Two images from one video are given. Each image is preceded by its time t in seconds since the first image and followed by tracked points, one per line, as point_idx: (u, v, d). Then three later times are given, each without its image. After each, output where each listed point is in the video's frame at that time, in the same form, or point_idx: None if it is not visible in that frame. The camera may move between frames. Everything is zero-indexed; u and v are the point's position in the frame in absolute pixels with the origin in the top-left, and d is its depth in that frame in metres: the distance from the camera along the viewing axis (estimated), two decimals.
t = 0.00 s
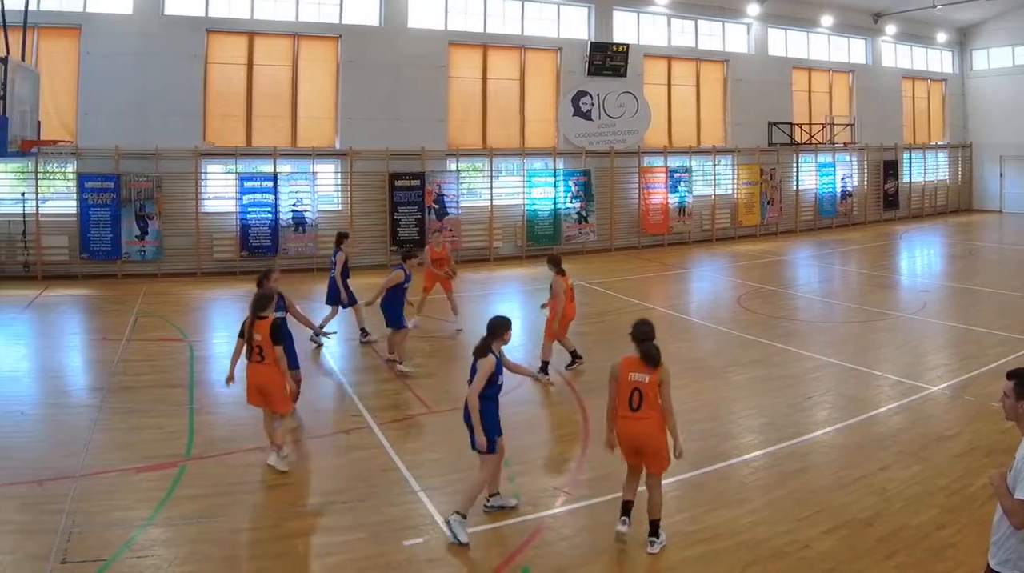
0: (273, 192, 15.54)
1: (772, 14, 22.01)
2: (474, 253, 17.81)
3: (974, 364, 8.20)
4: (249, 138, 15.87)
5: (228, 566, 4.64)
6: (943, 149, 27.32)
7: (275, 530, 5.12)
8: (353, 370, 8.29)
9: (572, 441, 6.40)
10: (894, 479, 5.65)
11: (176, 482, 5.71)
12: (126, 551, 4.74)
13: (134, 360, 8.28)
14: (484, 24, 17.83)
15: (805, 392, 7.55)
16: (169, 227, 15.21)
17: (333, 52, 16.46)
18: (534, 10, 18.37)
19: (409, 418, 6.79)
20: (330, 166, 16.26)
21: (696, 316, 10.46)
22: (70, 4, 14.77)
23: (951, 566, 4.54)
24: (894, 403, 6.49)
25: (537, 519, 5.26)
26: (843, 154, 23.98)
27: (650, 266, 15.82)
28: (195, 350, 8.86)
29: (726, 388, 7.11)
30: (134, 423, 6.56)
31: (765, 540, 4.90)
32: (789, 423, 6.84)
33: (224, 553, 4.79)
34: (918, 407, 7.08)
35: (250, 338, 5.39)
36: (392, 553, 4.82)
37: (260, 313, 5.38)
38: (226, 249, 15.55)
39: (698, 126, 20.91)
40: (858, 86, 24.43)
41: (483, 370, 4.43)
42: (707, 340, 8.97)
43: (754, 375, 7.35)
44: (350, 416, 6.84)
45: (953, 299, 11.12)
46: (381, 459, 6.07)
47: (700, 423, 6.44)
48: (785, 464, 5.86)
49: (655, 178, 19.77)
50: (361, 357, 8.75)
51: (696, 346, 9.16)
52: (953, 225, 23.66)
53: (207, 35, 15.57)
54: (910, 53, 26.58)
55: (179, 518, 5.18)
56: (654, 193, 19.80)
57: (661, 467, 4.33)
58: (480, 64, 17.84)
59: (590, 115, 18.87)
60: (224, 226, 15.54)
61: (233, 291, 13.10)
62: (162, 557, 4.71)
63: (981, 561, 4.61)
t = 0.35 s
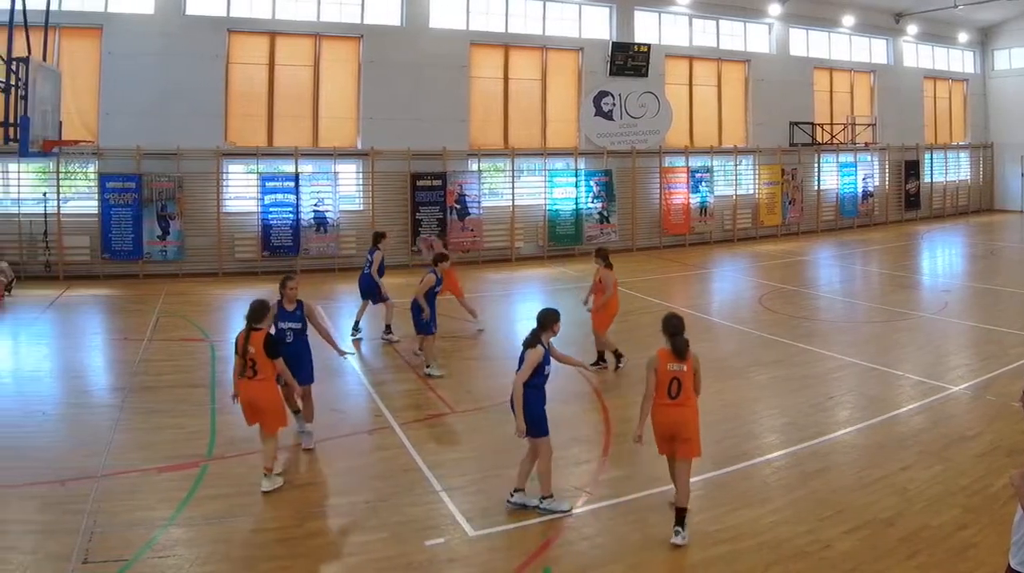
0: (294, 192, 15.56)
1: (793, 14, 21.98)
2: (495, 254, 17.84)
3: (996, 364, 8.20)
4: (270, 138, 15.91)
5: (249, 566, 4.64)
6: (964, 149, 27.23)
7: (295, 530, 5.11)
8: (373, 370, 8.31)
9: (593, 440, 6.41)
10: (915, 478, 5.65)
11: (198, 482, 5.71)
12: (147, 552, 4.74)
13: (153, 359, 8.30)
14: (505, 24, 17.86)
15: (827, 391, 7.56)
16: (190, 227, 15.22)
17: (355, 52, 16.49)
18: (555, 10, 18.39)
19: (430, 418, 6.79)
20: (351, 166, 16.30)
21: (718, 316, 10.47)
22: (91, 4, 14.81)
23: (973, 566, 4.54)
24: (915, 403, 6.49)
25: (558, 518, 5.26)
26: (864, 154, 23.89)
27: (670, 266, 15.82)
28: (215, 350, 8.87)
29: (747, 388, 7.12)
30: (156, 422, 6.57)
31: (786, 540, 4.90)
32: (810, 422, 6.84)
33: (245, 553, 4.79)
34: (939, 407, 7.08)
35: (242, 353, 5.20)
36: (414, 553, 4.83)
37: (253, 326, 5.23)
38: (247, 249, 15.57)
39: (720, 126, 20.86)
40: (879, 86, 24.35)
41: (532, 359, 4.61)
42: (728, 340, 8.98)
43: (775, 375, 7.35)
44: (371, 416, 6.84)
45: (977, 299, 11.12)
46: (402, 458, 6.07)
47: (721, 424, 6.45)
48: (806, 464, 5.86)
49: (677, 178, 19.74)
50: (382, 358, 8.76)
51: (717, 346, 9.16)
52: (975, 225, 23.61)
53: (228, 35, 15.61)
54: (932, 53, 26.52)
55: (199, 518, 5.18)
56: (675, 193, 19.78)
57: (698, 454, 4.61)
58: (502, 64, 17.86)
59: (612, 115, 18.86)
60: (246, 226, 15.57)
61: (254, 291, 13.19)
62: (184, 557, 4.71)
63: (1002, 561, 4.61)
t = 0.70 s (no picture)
0: (316, 192, 15.61)
1: (814, 14, 21.93)
2: (517, 253, 17.86)
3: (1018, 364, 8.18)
4: (292, 138, 15.93)
5: (269, 566, 4.63)
6: (985, 149, 27.03)
7: (316, 531, 5.11)
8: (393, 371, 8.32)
9: (615, 440, 6.41)
10: (936, 479, 5.64)
11: (219, 482, 5.71)
12: (167, 553, 4.72)
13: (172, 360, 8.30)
14: (527, 24, 17.87)
15: (848, 391, 7.57)
16: (212, 227, 15.27)
17: (376, 52, 16.52)
18: (577, 10, 18.40)
19: (452, 419, 6.79)
20: (373, 166, 16.34)
21: (739, 316, 10.48)
22: (113, 4, 14.85)
23: (995, 566, 4.54)
24: (936, 403, 6.49)
25: (580, 519, 5.26)
26: (885, 154, 23.77)
27: (690, 266, 15.81)
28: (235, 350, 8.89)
29: (769, 388, 7.12)
30: (178, 422, 6.58)
31: (807, 540, 4.90)
32: (831, 422, 6.85)
33: (266, 553, 4.79)
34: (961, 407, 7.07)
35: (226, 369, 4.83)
36: (436, 553, 4.83)
37: (238, 340, 4.86)
38: (268, 250, 15.62)
39: (742, 127, 20.80)
40: (900, 86, 24.19)
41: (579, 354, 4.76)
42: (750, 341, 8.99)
43: (796, 375, 7.35)
44: (392, 416, 6.84)
45: (997, 299, 11.12)
46: (422, 458, 6.07)
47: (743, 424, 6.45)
48: (827, 464, 5.86)
49: (698, 178, 19.68)
50: (401, 358, 8.76)
51: (739, 346, 9.17)
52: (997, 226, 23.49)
53: (250, 35, 15.65)
54: (952, 53, 26.35)
55: (219, 517, 5.17)
56: (696, 193, 19.74)
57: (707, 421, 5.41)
58: (523, 64, 17.85)
59: (632, 115, 18.67)
60: (268, 225, 15.60)
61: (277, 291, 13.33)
62: (205, 557, 4.71)
63: None
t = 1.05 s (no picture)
0: (337, 192, 15.65)
1: (835, 14, 21.80)
2: (539, 253, 17.83)
3: None
4: (314, 138, 15.98)
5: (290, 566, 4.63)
6: (1007, 149, 26.62)
7: (337, 531, 5.11)
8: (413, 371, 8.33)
9: (636, 440, 6.41)
10: (958, 479, 5.64)
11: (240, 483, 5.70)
12: (188, 553, 4.72)
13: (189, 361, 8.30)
14: (548, 24, 17.86)
15: (869, 392, 7.58)
16: (233, 227, 15.31)
17: (397, 52, 16.53)
18: (598, 10, 18.37)
19: (474, 418, 6.80)
20: (394, 166, 16.35)
21: (760, 316, 10.47)
22: (135, 4, 14.95)
23: (1017, 566, 4.54)
24: (958, 403, 6.48)
25: (602, 519, 5.26)
26: (907, 154, 23.41)
27: (710, 266, 15.78)
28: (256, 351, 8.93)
29: (791, 388, 7.13)
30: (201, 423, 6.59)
31: (828, 540, 4.90)
32: (852, 423, 6.85)
33: (288, 553, 4.78)
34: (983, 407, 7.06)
35: (212, 381, 4.63)
36: (458, 552, 4.84)
37: (226, 351, 4.70)
38: (289, 250, 15.68)
39: (763, 127, 20.67)
40: (922, 86, 23.88)
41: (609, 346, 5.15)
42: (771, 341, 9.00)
43: (819, 375, 7.35)
44: (414, 416, 6.83)
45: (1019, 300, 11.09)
46: (445, 458, 6.07)
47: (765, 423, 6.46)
48: (849, 464, 5.86)
49: (720, 178, 19.52)
50: (421, 359, 8.76)
51: (759, 346, 9.18)
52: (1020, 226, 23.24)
53: (271, 35, 15.69)
54: (974, 53, 26.02)
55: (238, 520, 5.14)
56: (718, 193, 19.57)
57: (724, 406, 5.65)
58: (544, 65, 17.82)
59: (654, 115, 18.78)
60: (289, 226, 15.63)
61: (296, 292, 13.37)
62: (227, 557, 4.71)
63: None
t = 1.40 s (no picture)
0: (358, 192, 15.77)
1: (858, 14, 21.64)
2: (561, 253, 17.85)
3: None
4: (335, 138, 15.99)
5: (312, 566, 4.62)
6: None
7: (359, 531, 5.12)
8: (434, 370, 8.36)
9: (658, 440, 6.42)
10: (980, 479, 5.63)
11: (262, 483, 5.69)
12: (209, 552, 4.73)
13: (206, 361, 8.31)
14: (570, 24, 17.84)
15: (890, 392, 7.59)
16: (254, 227, 15.42)
17: (418, 52, 16.53)
18: (620, 9, 18.32)
19: (496, 418, 6.80)
20: (416, 166, 16.40)
21: (782, 316, 10.48)
22: (157, 4, 15.01)
23: None
24: (979, 403, 6.48)
25: (623, 519, 5.25)
26: (928, 154, 23.27)
27: (730, 266, 15.78)
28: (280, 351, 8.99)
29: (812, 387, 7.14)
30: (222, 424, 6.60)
31: (850, 540, 4.89)
32: (873, 423, 6.86)
33: (310, 553, 4.78)
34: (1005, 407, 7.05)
35: (208, 397, 4.29)
36: (478, 552, 4.84)
37: (223, 366, 4.36)
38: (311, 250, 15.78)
39: (785, 127, 20.55)
40: (944, 86, 23.65)
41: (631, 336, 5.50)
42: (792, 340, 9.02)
43: (841, 375, 7.35)
44: (436, 416, 6.84)
45: None
46: (466, 458, 6.08)
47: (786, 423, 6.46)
48: (870, 464, 5.86)
49: (741, 178, 19.51)
50: (441, 359, 8.77)
51: (781, 346, 9.20)
52: None
53: (293, 35, 15.72)
54: (996, 53, 25.71)
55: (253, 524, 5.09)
56: (739, 193, 19.56)
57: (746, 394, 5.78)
58: (565, 65, 17.79)
59: (676, 115, 18.70)
60: (310, 225, 15.79)
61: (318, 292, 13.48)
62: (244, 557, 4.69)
63: None
